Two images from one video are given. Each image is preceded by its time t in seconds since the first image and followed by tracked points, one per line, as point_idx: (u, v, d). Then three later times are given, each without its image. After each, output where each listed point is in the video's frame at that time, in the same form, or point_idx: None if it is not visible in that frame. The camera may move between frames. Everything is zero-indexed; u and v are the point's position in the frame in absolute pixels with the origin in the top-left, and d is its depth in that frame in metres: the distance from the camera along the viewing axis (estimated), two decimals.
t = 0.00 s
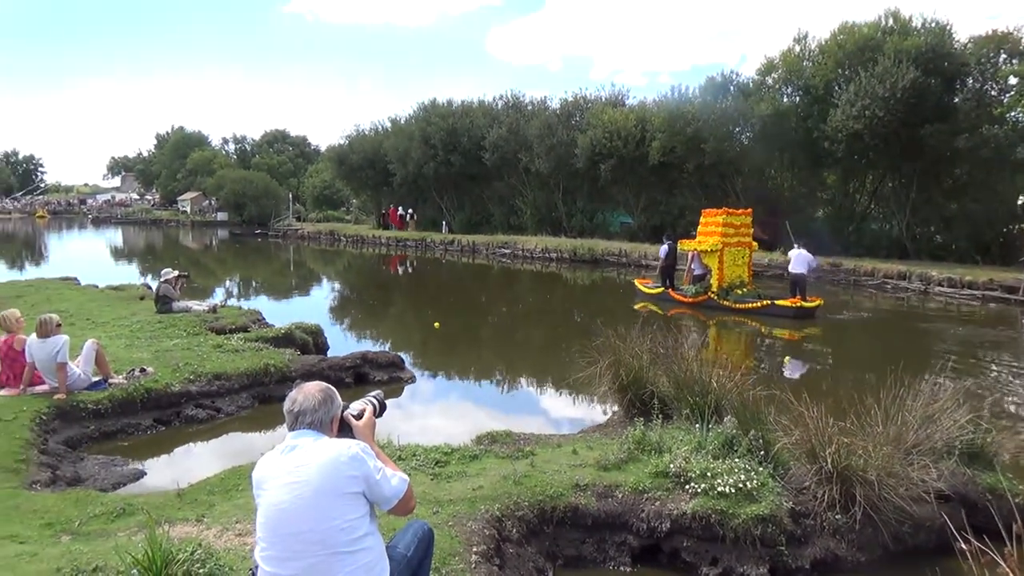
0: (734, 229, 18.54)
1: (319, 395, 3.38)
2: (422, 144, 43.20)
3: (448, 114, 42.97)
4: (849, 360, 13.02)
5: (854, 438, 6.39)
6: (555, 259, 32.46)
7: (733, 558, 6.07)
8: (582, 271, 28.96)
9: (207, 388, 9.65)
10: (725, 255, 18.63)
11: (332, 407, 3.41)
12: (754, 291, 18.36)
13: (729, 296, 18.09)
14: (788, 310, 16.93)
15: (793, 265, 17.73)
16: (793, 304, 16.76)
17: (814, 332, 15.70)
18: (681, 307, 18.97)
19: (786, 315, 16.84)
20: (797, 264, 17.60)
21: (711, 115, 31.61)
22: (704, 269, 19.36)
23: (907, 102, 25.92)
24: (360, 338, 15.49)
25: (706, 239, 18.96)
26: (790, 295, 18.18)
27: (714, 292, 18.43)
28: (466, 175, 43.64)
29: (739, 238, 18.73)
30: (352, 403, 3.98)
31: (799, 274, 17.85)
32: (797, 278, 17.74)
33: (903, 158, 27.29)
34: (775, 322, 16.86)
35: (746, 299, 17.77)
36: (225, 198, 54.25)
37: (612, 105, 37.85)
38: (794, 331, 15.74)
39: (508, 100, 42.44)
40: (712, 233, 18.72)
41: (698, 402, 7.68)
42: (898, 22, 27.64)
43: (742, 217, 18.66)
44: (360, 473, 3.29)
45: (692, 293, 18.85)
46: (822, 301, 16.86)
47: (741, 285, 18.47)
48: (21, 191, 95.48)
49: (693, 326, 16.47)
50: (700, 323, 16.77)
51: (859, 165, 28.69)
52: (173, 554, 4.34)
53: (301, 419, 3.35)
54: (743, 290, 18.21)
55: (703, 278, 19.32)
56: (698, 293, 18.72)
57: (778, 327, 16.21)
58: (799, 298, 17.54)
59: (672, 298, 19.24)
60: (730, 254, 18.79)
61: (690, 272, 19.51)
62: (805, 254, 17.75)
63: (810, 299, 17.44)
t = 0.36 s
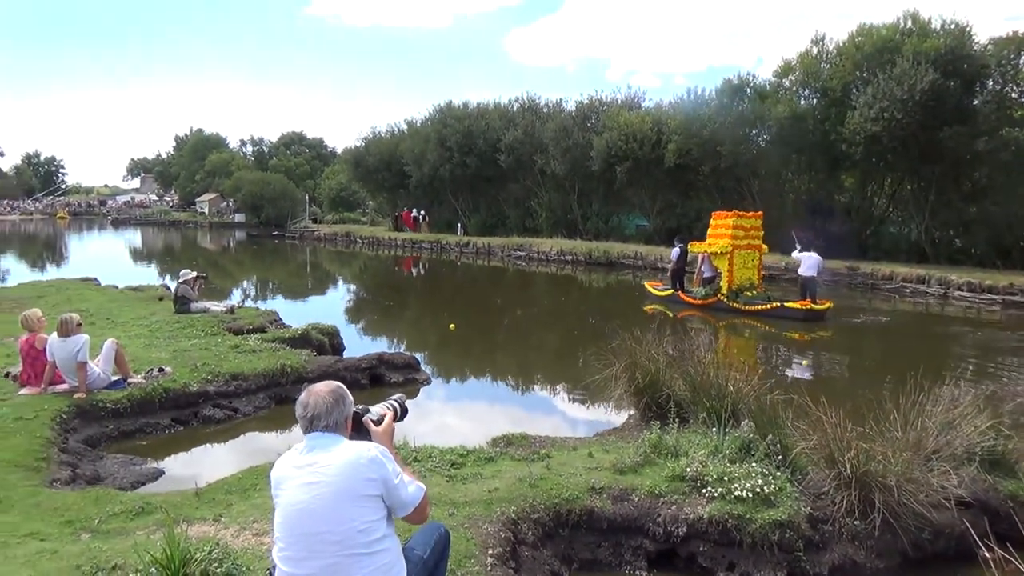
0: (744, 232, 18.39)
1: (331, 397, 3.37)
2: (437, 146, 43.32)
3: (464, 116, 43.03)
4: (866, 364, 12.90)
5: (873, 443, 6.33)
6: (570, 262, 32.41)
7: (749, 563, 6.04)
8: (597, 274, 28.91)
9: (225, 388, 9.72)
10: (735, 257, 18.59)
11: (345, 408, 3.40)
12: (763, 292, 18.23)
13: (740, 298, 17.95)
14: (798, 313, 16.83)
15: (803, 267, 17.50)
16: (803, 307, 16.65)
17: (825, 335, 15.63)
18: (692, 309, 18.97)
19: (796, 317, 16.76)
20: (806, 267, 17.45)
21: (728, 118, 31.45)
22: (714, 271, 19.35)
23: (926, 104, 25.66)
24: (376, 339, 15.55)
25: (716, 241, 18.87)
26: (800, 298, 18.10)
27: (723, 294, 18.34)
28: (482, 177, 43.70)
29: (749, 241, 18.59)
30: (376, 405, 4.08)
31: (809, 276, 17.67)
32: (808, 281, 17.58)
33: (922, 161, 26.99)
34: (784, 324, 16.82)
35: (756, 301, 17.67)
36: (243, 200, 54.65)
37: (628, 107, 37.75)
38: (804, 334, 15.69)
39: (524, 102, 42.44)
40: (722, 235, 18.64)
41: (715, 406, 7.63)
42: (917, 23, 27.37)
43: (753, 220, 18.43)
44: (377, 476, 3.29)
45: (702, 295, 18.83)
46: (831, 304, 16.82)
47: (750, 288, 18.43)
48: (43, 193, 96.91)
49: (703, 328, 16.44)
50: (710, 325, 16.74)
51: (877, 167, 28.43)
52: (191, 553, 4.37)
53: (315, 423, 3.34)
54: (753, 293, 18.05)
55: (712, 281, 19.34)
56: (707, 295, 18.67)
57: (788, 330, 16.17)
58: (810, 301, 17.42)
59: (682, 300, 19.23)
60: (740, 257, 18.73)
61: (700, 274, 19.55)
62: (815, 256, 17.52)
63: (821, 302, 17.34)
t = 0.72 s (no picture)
0: (756, 234, 18.46)
1: (349, 399, 3.37)
2: (454, 148, 43.41)
3: (481, 118, 43.09)
4: (886, 369, 12.77)
5: (894, 449, 6.26)
6: (587, 264, 32.34)
7: (768, 568, 5.98)
8: (614, 276, 28.82)
9: (244, 388, 9.78)
10: (746, 258, 18.49)
11: (362, 409, 3.40)
12: (775, 295, 18.14)
13: (750, 300, 17.85)
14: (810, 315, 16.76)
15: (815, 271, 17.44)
16: (814, 309, 16.61)
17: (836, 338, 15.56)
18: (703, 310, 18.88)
19: (807, 319, 16.70)
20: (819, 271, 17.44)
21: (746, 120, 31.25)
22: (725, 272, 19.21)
23: (948, 105, 25.36)
24: (393, 340, 15.63)
25: (728, 243, 18.86)
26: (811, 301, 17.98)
27: (734, 296, 18.23)
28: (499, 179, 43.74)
29: (761, 243, 18.63)
30: (395, 412, 4.12)
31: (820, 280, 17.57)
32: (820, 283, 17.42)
33: (944, 163, 26.66)
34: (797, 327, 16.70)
35: (768, 303, 17.59)
36: (261, 201, 55.02)
37: (645, 109, 37.62)
38: (815, 337, 15.64)
39: (541, 104, 42.42)
40: (734, 236, 18.67)
41: (733, 410, 7.58)
42: (940, 24, 27.03)
43: (765, 223, 18.53)
44: (396, 479, 3.30)
45: (713, 297, 18.72)
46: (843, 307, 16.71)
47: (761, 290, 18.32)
48: (67, 193, 98.28)
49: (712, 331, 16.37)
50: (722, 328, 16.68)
51: (898, 169, 28.12)
52: (212, 551, 4.42)
53: (333, 425, 3.35)
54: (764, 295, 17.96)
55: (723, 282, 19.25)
56: (719, 296, 18.56)
57: (799, 333, 16.07)
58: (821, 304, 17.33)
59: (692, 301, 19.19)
60: (751, 258, 18.60)
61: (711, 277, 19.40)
62: (828, 262, 17.46)
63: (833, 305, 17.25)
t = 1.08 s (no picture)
0: (770, 236, 18.39)
1: (375, 399, 3.38)
2: (474, 150, 43.53)
3: (501, 120, 43.14)
4: (909, 373, 12.61)
5: (920, 454, 6.16)
6: (607, 266, 32.26)
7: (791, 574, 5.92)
8: (634, 278, 28.72)
9: (266, 387, 9.86)
10: (761, 261, 18.42)
11: (387, 410, 3.42)
12: (790, 298, 18.09)
13: (765, 302, 17.82)
14: (823, 317, 16.75)
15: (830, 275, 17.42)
16: (828, 310, 16.60)
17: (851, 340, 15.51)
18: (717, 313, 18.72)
19: (821, 321, 16.65)
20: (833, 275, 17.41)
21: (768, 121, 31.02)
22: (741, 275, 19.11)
23: (974, 106, 25.01)
24: (413, 341, 15.69)
25: (743, 245, 18.78)
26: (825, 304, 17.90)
27: (749, 297, 18.16)
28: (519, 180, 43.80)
29: (776, 244, 18.60)
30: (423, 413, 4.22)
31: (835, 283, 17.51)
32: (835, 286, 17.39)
33: (970, 165, 26.29)
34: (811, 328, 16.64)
35: (783, 305, 17.55)
36: (283, 202, 55.51)
37: (666, 111, 37.49)
38: (829, 339, 15.59)
39: (561, 106, 42.41)
40: (749, 238, 18.57)
41: (755, 413, 7.50)
42: (966, 24, 26.67)
43: (779, 224, 18.48)
44: (420, 480, 3.31)
45: (728, 299, 18.58)
46: (859, 309, 16.64)
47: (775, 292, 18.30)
48: (93, 195, 99.85)
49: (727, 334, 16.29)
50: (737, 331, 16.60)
51: (923, 171, 27.77)
52: (235, 549, 4.47)
53: (358, 425, 3.36)
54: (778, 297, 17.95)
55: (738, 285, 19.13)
56: (733, 298, 18.44)
57: (813, 335, 16.01)
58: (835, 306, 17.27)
59: (707, 304, 19.05)
60: (766, 260, 18.61)
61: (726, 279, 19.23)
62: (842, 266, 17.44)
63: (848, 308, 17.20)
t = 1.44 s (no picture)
0: (788, 237, 18.16)
1: (406, 398, 3.40)
2: (497, 151, 43.57)
3: (524, 121, 43.13)
4: (937, 377, 12.40)
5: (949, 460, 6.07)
6: (630, 267, 32.12)
7: None
8: (657, 280, 28.56)
9: (291, 386, 9.94)
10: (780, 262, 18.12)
11: (417, 410, 3.43)
12: (808, 299, 18.00)
13: (783, 303, 17.76)
14: (841, 319, 16.56)
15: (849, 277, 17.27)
16: (846, 312, 16.42)
17: (869, 343, 15.35)
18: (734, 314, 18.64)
19: (839, 323, 16.49)
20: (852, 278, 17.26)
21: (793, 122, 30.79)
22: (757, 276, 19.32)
23: (1005, 106, 24.56)
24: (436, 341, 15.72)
25: (760, 246, 18.41)
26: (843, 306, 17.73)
27: (766, 299, 18.01)
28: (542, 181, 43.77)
29: (792, 245, 18.40)
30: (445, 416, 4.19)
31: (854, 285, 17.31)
32: (850, 287, 17.10)
33: (1000, 166, 25.82)
34: (828, 330, 16.49)
35: (800, 307, 17.45)
36: (308, 203, 55.93)
37: (689, 111, 37.26)
38: (847, 341, 15.47)
39: (584, 106, 42.30)
40: (767, 240, 18.25)
41: (780, 417, 7.41)
42: (996, 23, 26.21)
43: (796, 225, 18.26)
44: (448, 480, 3.31)
45: (745, 300, 18.46)
46: (877, 311, 16.49)
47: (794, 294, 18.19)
48: (122, 195, 101.29)
49: (746, 336, 16.15)
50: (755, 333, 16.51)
51: (952, 173, 27.33)
52: (261, 546, 4.52)
53: (390, 424, 3.37)
54: (796, 298, 17.87)
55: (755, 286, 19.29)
56: (750, 300, 18.24)
57: (831, 337, 15.91)
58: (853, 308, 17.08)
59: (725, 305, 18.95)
60: (783, 262, 18.34)
61: (742, 279, 19.33)
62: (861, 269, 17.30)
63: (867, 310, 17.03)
